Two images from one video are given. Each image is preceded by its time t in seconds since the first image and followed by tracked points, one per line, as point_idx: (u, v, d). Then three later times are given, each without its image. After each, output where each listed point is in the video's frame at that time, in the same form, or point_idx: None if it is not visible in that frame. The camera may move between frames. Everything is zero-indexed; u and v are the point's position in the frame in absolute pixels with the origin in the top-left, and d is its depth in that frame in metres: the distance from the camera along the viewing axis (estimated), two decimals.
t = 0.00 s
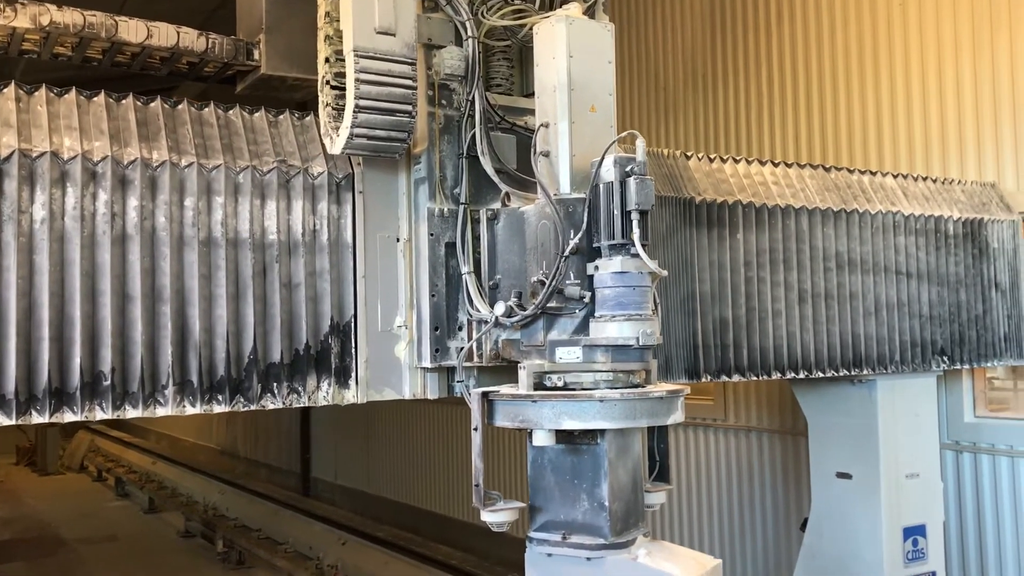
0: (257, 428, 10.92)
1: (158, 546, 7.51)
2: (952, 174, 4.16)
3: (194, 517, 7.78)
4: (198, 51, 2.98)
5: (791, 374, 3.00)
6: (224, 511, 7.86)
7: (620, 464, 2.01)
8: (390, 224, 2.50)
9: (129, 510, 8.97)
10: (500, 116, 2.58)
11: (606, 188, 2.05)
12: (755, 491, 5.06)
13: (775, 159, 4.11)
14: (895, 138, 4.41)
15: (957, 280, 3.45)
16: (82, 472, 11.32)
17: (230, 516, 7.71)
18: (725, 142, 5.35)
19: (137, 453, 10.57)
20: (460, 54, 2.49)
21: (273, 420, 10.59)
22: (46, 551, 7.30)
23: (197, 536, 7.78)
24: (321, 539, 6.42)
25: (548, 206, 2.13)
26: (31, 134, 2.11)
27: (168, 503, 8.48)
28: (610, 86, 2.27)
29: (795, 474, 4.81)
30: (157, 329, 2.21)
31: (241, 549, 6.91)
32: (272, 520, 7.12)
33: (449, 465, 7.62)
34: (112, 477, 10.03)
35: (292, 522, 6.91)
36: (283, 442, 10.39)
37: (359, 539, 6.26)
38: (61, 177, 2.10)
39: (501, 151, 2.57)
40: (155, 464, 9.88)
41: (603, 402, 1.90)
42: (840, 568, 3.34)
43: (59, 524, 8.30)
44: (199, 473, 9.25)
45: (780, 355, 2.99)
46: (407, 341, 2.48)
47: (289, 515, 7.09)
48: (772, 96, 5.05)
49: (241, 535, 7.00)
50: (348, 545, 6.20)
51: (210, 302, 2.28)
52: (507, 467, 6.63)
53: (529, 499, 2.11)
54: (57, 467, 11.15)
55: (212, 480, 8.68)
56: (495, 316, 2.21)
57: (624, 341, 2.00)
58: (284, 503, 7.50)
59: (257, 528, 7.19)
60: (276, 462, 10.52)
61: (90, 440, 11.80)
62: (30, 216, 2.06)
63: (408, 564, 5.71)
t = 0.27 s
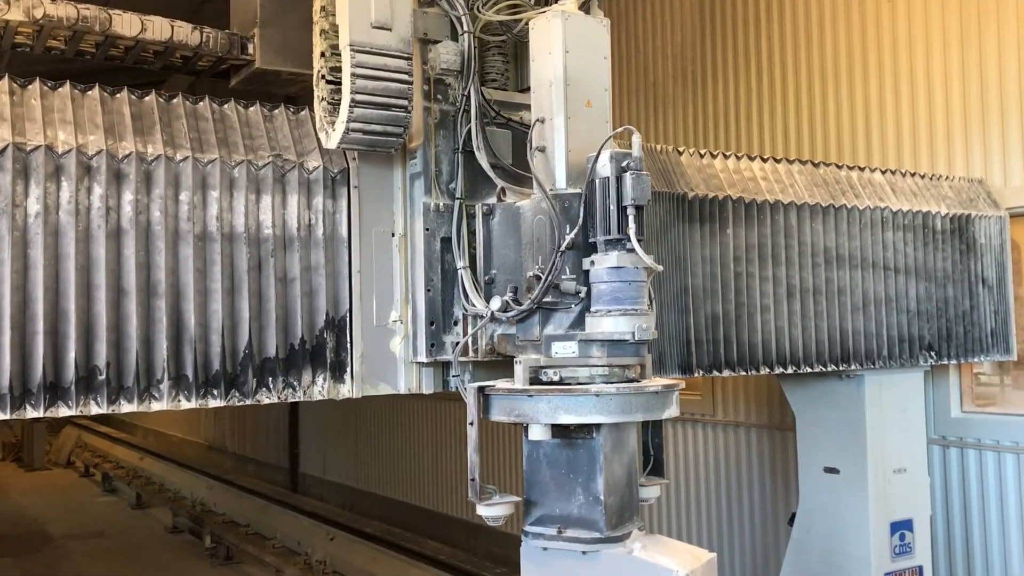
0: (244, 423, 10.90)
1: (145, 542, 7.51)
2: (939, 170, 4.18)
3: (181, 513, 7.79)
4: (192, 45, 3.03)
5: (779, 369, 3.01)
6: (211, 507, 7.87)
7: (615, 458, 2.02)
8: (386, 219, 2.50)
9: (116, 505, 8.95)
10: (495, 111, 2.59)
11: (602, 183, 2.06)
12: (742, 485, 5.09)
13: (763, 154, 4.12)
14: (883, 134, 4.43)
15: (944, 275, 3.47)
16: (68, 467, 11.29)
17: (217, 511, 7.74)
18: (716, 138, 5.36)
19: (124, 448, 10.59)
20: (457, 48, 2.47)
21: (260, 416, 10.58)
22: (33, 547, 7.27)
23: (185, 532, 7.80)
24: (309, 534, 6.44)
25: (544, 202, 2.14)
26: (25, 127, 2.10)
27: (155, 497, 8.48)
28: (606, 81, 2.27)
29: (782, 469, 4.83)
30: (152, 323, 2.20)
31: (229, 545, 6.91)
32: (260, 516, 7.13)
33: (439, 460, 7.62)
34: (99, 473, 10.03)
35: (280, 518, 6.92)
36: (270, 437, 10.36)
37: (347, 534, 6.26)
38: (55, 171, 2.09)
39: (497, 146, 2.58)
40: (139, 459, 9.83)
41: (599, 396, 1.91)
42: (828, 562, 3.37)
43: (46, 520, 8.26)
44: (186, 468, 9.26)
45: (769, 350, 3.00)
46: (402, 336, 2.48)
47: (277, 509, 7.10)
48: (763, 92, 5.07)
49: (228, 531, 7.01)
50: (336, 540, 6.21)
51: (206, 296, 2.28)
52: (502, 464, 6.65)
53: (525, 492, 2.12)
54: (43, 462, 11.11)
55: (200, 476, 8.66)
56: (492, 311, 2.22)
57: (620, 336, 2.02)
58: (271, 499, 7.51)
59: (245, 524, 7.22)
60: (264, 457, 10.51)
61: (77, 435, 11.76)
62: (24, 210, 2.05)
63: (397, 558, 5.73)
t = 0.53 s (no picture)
0: (233, 419, 10.88)
1: (133, 539, 7.49)
2: (928, 166, 4.20)
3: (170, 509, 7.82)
4: (187, 39, 3.02)
5: (768, 364, 3.03)
6: (200, 504, 7.97)
7: (612, 453, 2.03)
8: (381, 214, 2.50)
9: (105, 502, 8.92)
10: (491, 107, 2.59)
11: (598, 178, 2.07)
12: (731, 480, 5.11)
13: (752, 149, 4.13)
14: (872, 130, 4.45)
15: (933, 271, 3.48)
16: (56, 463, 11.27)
17: (206, 508, 7.82)
18: (707, 133, 5.37)
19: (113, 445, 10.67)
20: (452, 44, 2.49)
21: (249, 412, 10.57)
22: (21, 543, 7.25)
23: (173, 528, 7.71)
24: (297, 530, 6.50)
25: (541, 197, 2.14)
26: (19, 122, 2.09)
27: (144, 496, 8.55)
28: (602, 77, 2.28)
29: (771, 464, 4.86)
30: (148, 318, 2.20)
31: (218, 542, 6.88)
32: (249, 512, 7.21)
33: (430, 456, 7.62)
34: (88, 469, 10.09)
35: (269, 514, 6.97)
36: (260, 434, 10.34)
37: (336, 530, 6.28)
38: (50, 165, 2.08)
39: (492, 141, 2.57)
40: (129, 455, 10.00)
41: (595, 391, 1.92)
42: (817, 557, 3.39)
43: (34, 517, 8.23)
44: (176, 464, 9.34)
45: (758, 346, 3.01)
46: (398, 331, 2.48)
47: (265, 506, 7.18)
48: (754, 88, 5.08)
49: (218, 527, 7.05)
50: (325, 536, 6.23)
51: (201, 292, 2.28)
52: (497, 460, 6.67)
53: (521, 487, 2.13)
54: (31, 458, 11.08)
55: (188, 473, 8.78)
56: (488, 307, 2.23)
57: (617, 331, 2.02)
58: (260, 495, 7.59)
59: (235, 520, 7.33)
60: (254, 453, 10.50)
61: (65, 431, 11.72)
62: (19, 204, 2.04)
63: (386, 554, 5.74)
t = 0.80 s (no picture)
0: (225, 415, 10.88)
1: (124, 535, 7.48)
2: (918, 161, 4.21)
3: (161, 505, 7.85)
4: (182, 34, 3.01)
5: (759, 360, 3.04)
6: (192, 500, 8.03)
7: (609, 447, 2.04)
8: (379, 209, 2.51)
9: (95, 498, 8.90)
10: (488, 102, 2.59)
11: (596, 174, 2.08)
12: (722, 475, 5.14)
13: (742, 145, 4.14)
14: (863, 126, 4.46)
15: (923, 266, 3.50)
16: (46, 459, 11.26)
17: (197, 504, 7.89)
18: (699, 129, 5.38)
19: (103, 441, 10.74)
20: (450, 40, 2.49)
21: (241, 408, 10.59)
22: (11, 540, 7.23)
23: (164, 524, 7.69)
24: (288, 526, 6.57)
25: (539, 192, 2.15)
26: (16, 116, 2.08)
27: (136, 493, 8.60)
28: (600, 73, 2.29)
29: (761, 459, 4.88)
30: (146, 314, 2.20)
31: (208, 537, 6.93)
32: (240, 507, 7.27)
33: (422, 451, 7.63)
34: (78, 465, 10.13)
35: (260, 511, 7.04)
36: (252, 430, 10.35)
37: (327, 526, 6.34)
38: (48, 160, 2.08)
39: (490, 136, 2.58)
40: (120, 452, 10.16)
41: (593, 385, 1.93)
42: (808, 551, 3.41)
43: (25, 513, 8.21)
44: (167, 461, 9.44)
45: (749, 341, 3.02)
46: (396, 326, 2.49)
47: (256, 503, 7.24)
48: (746, 83, 5.09)
49: (209, 523, 7.10)
50: (315, 532, 6.30)
51: (199, 287, 2.28)
52: (495, 453, 6.70)
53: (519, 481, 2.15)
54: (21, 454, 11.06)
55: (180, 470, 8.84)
56: (486, 302, 2.22)
57: (615, 326, 2.03)
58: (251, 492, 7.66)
59: (226, 516, 7.37)
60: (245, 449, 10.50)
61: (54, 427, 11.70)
62: (17, 199, 2.04)
63: (376, 550, 5.76)
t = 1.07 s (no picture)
0: (218, 412, 10.88)
1: (117, 532, 7.48)
2: (911, 157, 4.22)
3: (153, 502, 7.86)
4: (182, 30, 3.03)
5: (752, 356, 3.05)
6: (184, 496, 8.05)
7: (609, 442, 2.05)
8: (378, 205, 2.52)
9: (87, 495, 8.89)
10: (488, 98, 2.60)
11: (597, 170, 2.08)
12: (715, 471, 5.16)
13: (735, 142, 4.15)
14: (856, 123, 4.47)
15: (915, 262, 3.51)
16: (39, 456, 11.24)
17: (191, 500, 7.92)
18: (693, 126, 5.39)
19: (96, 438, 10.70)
20: (450, 36, 2.50)
21: (234, 405, 10.59)
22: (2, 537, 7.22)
23: (156, 520, 7.74)
24: (281, 522, 6.58)
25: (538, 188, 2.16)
26: (15, 112, 2.08)
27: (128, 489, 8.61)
28: (600, 69, 2.29)
29: (754, 455, 4.90)
30: (146, 309, 2.20)
31: (201, 533, 6.92)
32: (233, 503, 7.30)
33: (416, 448, 7.63)
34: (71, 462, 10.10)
35: (253, 506, 7.07)
36: (246, 426, 10.35)
37: (320, 522, 6.37)
38: (47, 156, 2.08)
39: (489, 133, 2.58)
40: (113, 448, 10.09)
41: (593, 381, 1.94)
42: (801, 546, 3.43)
43: (17, 510, 8.20)
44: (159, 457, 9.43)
45: (743, 337, 3.03)
46: (395, 322, 2.49)
47: (248, 498, 7.26)
48: (739, 79, 5.10)
49: (202, 519, 7.10)
50: (308, 528, 6.32)
51: (199, 283, 2.28)
52: (494, 448, 6.71)
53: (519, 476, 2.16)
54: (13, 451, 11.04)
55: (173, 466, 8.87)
56: (486, 297, 2.25)
57: (614, 321, 2.04)
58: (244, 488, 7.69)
59: (219, 512, 7.39)
60: (239, 445, 10.49)
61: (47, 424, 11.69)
62: (16, 195, 2.04)
63: (369, 546, 5.77)
